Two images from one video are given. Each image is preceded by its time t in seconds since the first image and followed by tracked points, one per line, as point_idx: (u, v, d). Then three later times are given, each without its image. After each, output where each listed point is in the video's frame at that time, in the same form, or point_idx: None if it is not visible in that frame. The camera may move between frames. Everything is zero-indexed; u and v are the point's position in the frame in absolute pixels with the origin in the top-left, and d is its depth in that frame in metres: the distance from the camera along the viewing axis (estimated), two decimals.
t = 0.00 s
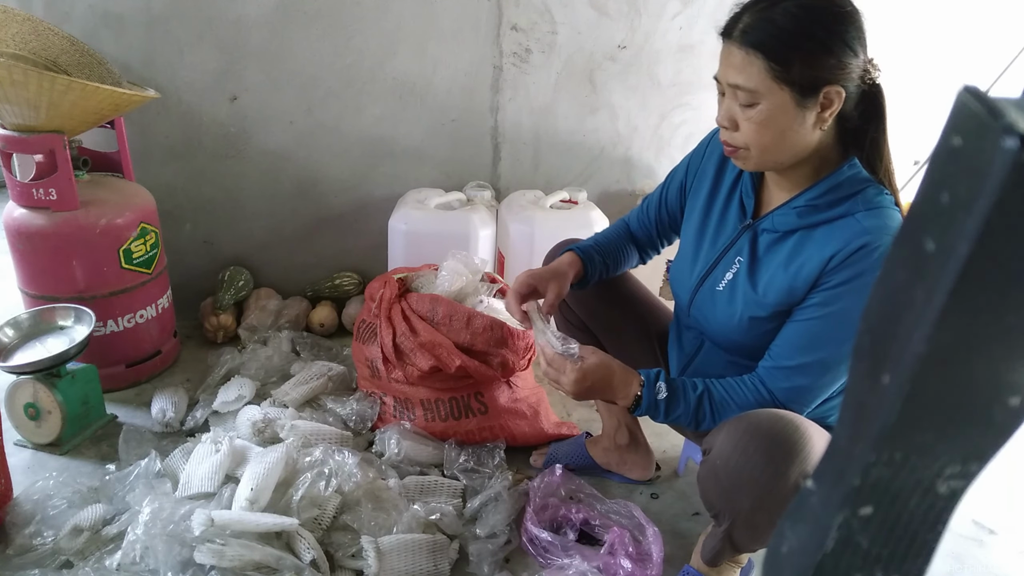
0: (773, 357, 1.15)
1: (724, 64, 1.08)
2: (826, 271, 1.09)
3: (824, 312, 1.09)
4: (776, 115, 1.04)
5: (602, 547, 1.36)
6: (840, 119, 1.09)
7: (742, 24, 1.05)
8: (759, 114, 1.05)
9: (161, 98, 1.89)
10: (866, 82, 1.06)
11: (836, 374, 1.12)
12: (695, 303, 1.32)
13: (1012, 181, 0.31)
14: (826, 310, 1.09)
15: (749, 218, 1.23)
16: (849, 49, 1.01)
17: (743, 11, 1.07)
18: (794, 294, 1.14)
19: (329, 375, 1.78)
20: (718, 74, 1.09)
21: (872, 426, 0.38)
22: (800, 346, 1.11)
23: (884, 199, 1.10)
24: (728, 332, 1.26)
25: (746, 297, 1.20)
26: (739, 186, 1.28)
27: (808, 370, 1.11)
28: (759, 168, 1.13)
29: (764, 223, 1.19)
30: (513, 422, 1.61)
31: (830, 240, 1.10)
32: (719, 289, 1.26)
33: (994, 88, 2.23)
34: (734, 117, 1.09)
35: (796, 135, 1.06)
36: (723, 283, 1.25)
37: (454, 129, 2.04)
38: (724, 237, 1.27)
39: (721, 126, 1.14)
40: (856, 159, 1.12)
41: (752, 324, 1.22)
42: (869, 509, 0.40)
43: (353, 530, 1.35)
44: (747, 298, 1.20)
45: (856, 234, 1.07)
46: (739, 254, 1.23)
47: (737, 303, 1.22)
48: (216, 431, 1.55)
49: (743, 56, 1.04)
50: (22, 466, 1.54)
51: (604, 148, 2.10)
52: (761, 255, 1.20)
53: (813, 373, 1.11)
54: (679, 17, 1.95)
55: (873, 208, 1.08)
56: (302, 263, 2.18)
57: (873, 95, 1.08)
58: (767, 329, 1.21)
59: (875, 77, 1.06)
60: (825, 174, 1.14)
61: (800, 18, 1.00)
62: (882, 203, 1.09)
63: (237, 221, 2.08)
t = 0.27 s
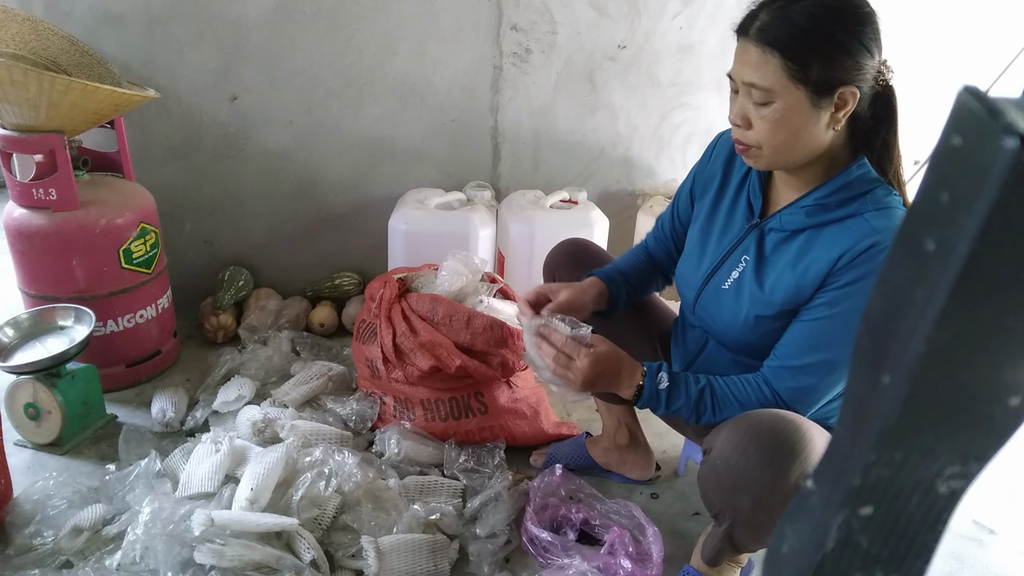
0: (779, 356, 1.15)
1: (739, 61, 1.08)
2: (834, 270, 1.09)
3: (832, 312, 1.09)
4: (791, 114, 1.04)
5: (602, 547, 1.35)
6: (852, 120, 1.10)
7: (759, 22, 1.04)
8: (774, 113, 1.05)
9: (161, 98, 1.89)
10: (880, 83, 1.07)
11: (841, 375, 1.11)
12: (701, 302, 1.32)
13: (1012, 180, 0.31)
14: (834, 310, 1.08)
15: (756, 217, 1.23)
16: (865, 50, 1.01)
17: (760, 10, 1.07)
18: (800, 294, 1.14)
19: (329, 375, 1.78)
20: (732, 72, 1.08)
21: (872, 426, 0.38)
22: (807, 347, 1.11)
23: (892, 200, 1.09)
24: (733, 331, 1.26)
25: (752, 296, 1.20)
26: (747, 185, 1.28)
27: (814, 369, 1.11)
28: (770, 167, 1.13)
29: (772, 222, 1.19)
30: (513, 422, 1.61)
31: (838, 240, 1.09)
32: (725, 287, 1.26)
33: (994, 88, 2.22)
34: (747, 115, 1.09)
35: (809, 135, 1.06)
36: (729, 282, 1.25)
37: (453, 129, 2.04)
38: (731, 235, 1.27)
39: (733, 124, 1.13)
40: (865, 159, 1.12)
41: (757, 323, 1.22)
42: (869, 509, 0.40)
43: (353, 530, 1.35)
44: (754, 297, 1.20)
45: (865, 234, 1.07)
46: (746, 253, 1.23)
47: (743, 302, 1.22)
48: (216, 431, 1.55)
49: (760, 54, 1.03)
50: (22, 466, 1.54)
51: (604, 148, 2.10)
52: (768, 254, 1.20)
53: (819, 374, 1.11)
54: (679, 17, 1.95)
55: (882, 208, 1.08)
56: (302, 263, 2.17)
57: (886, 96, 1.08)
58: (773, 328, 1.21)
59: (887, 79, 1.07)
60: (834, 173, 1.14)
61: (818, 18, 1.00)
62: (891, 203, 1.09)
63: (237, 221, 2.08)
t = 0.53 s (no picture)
0: (782, 356, 1.15)
1: (740, 61, 1.07)
2: (837, 270, 1.09)
3: (835, 311, 1.09)
4: (794, 112, 1.04)
5: (602, 547, 1.35)
6: (855, 117, 1.10)
7: (760, 22, 1.04)
8: (776, 112, 1.04)
9: (161, 98, 1.89)
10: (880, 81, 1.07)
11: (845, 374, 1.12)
12: (702, 301, 1.32)
13: (1013, 181, 0.31)
14: (838, 309, 1.08)
15: (758, 216, 1.23)
16: (867, 49, 1.01)
17: (760, 10, 1.07)
18: (803, 293, 1.14)
19: (329, 375, 1.78)
20: (734, 71, 1.08)
21: (872, 426, 0.38)
22: (810, 346, 1.11)
23: (895, 198, 1.09)
24: (736, 330, 1.26)
25: (755, 295, 1.20)
26: (748, 184, 1.28)
27: (818, 369, 1.11)
28: (773, 166, 1.13)
29: (774, 221, 1.19)
30: (513, 422, 1.61)
31: (841, 239, 1.09)
32: (727, 286, 1.25)
33: (994, 88, 2.22)
34: (750, 115, 1.09)
35: (812, 134, 1.06)
36: (731, 281, 1.25)
37: (453, 129, 2.04)
38: (733, 235, 1.27)
39: (735, 124, 1.13)
40: (867, 157, 1.12)
41: (760, 322, 1.21)
42: (869, 509, 0.40)
43: (353, 530, 1.35)
44: (757, 296, 1.20)
45: (868, 233, 1.07)
46: (748, 252, 1.22)
47: (746, 302, 1.22)
48: (216, 431, 1.55)
49: (761, 54, 1.03)
50: (22, 466, 1.54)
51: (604, 148, 2.10)
52: (770, 253, 1.20)
53: (822, 373, 1.11)
54: (679, 17, 1.95)
55: (884, 207, 1.08)
56: (302, 263, 2.17)
57: (887, 94, 1.08)
58: (775, 327, 1.21)
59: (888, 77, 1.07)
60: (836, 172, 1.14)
61: (819, 16, 1.00)
62: (894, 202, 1.09)
63: (237, 221, 2.08)
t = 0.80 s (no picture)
0: (782, 356, 1.14)
1: (736, 62, 1.08)
2: (836, 268, 1.09)
3: (835, 309, 1.08)
4: (790, 111, 1.04)
5: (602, 547, 1.35)
6: (851, 115, 1.10)
7: (755, 22, 1.05)
8: (772, 111, 1.05)
9: (161, 98, 1.89)
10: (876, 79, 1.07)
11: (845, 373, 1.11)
12: (702, 301, 1.32)
13: (1012, 180, 0.31)
14: (837, 307, 1.08)
15: (758, 216, 1.23)
16: (862, 47, 1.01)
17: (755, 10, 1.07)
18: (803, 292, 1.14)
19: (329, 375, 1.78)
20: (730, 72, 1.09)
21: (872, 427, 0.38)
22: (810, 345, 1.11)
23: (894, 196, 1.09)
24: (735, 330, 1.26)
25: (755, 295, 1.20)
26: (748, 183, 1.28)
27: (817, 367, 1.11)
28: (770, 165, 1.13)
29: (774, 220, 1.19)
30: (513, 422, 1.61)
31: (841, 238, 1.09)
32: (727, 286, 1.26)
33: (994, 88, 2.22)
34: (746, 114, 1.09)
35: (808, 133, 1.06)
36: (731, 281, 1.25)
37: (453, 128, 2.03)
38: (733, 234, 1.27)
39: (732, 124, 1.13)
40: (866, 156, 1.12)
41: (760, 321, 1.21)
42: (869, 509, 0.40)
43: (353, 530, 1.36)
44: (757, 296, 1.20)
45: (867, 232, 1.07)
46: (748, 252, 1.23)
47: (746, 301, 1.22)
48: (216, 431, 1.55)
49: (756, 54, 1.04)
50: (22, 466, 1.54)
51: (604, 148, 2.10)
52: (770, 253, 1.20)
53: (822, 372, 1.11)
54: (679, 17, 1.95)
55: (884, 205, 1.08)
56: (302, 263, 2.17)
57: (883, 93, 1.09)
58: (775, 326, 1.21)
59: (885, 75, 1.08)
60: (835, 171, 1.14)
61: (813, 15, 1.00)
62: (893, 200, 1.09)
63: (237, 222, 2.08)
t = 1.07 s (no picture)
0: (783, 357, 1.14)
1: (726, 67, 1.08)
2: (836, 269, 1.09)
3: (834, 309, 1.08)
4: (780, 113, 1.04)
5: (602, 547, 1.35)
6: (845, 116, 1.10)
7: (742, 26, 1.05)
8: (763, 114, 1.05)
9: (161, 99, 1.89)
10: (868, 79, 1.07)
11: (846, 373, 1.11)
12: (702, 302, 1.32)
13: (1012, 180, 0.31)
14: (837, 308, 1.08)
15: (756, 217, 1.23)
16: (851, 48, 1.01)
17: (743, 15, 1.08)
18: (803, 292, 1.14)
19: (329, 375, 1.78)
20: (721, 78, 1.09)
21: (872, 427, 0.38)
22: (810, 346, 1.11)
23: (893, 196, 1.09)
24: (735, 331, 1.26)
25: (754, 296, 1.20)
26: (746, 184, 1.28)
27: (817, 367, 1.11)
28: (766, 168, 1.13)
29: (772, 221, 1.19)
30: (513, 422, 1.61)
31: (840, 238, 1.09)
32: (726, 287, 1.26)
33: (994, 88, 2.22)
34: (738, 118, 1.09)
35: (800, 134, 1.06)
36: (730, 282, 1.25)
37: (453, 129, 2.03)
38: (731, 235, 1.27)
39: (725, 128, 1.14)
40: (864, 156, 1.12)
41: (759, 322, 1.21)
42: (869, 509, 0.40)
43: (353, 530, 1.35)
44: (756, 297, 1.20)
45: (866, 232, 1.07)
46: (747, 253, 1.23)
47: (745, 302, 1.22)
48: (216, 431, 1.55)
49: (745, 58, 1.04)
50: (22, 466, 1.54)
51: (604, 148, 2.11)
52: (769, 253, 1.20)
53: (822, 372, 1.11)
54: (679, 17, 1.95)
55: (883, 205, 1.08)
56: (302, 263, 2.17)
57: (876, 92, 1.09)
58: (775, 327, 1.21)
59: (877, 74, 1.08)
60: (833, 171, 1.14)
61: (799, 17, 1.01)
62: (892, 199, 1.09)
63: (237, 222, 2.08)
